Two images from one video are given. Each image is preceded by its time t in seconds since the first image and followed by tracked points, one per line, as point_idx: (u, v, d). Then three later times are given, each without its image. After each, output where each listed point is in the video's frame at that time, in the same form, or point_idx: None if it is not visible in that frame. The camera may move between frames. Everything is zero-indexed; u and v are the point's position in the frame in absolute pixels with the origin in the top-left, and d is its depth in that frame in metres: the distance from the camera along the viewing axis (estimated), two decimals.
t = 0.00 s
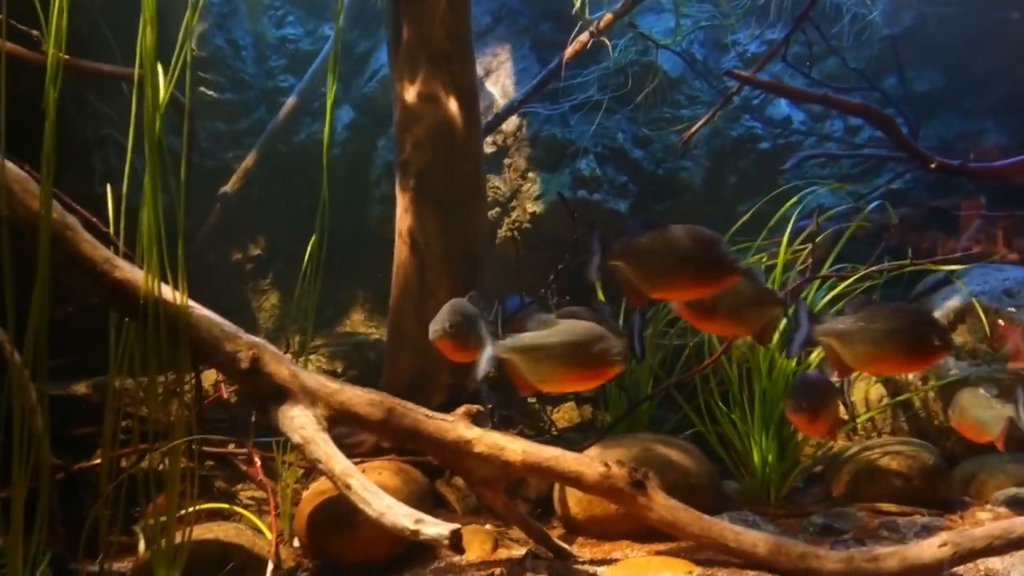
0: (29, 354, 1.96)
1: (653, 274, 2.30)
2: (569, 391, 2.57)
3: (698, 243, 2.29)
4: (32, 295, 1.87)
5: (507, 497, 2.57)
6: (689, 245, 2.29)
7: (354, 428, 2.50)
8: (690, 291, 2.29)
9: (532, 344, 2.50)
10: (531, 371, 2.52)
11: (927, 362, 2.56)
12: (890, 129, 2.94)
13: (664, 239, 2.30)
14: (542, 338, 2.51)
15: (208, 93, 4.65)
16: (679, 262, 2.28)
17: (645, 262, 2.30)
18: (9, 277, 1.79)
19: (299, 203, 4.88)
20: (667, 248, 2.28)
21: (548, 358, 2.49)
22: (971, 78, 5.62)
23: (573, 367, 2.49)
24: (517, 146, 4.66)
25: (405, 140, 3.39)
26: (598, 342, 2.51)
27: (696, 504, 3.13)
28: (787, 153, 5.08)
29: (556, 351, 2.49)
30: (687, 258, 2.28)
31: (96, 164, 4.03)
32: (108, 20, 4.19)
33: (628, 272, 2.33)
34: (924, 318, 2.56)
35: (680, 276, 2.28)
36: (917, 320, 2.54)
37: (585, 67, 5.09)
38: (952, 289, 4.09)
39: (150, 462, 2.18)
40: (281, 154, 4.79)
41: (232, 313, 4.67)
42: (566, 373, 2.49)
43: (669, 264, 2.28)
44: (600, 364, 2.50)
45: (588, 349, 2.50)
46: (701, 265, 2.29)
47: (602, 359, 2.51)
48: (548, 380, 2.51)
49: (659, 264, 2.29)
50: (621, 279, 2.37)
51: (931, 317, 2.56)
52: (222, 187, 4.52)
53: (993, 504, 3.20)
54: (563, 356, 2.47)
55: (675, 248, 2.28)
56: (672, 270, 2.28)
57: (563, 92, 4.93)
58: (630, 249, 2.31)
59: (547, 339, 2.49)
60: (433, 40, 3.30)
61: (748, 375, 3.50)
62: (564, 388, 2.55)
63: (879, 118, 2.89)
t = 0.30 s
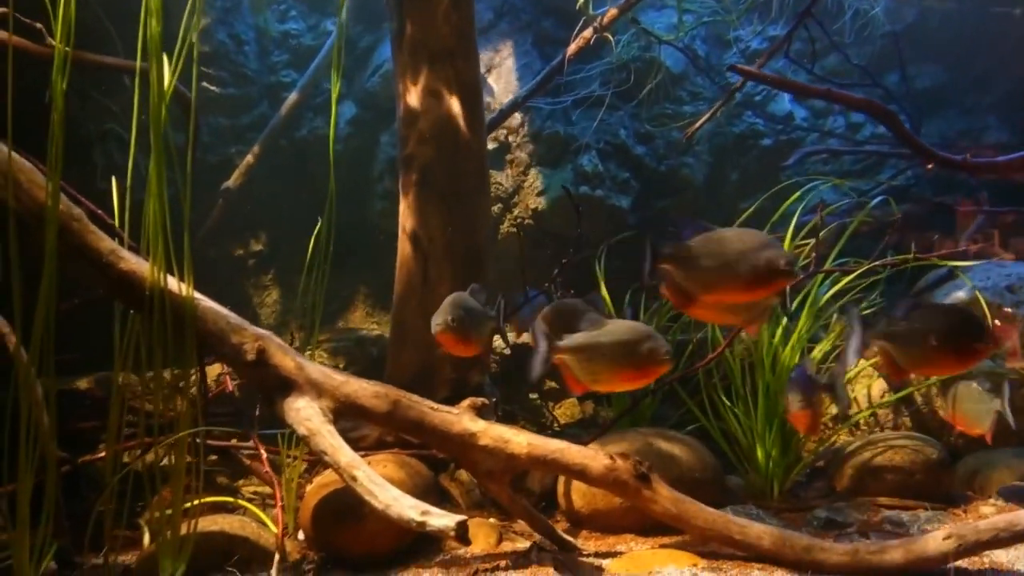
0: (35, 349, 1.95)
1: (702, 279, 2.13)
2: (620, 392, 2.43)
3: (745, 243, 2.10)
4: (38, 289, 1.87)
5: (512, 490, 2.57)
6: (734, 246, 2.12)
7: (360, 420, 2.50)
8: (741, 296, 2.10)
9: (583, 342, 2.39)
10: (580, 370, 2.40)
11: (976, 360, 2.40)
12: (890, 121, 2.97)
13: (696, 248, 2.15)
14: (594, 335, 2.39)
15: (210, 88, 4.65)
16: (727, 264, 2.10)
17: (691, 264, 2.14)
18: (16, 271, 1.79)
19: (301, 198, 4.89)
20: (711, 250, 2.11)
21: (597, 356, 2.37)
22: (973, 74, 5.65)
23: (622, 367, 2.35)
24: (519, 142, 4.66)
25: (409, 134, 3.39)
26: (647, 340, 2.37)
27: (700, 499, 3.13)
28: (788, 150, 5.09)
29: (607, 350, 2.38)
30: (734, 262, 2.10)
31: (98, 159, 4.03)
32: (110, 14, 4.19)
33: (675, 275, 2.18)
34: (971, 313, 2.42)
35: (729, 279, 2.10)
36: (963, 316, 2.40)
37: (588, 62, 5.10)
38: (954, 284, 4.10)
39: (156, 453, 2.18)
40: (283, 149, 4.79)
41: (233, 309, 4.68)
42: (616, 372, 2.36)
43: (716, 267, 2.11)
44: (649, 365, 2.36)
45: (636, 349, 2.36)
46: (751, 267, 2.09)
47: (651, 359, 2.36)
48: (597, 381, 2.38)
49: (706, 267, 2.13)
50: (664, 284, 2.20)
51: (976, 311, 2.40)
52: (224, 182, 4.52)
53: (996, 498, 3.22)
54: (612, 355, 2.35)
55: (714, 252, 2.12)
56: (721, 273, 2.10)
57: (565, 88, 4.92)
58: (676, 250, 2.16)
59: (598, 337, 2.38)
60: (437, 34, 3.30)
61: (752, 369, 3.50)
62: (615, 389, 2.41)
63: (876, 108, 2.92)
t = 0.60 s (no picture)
0: (40, 344, 1.96)
1: (757, 284, 2.14)
2: (666, 393, 2.44)
3: (800, 247, 2.10)
4: (44, 281, 1.87)
5: (517, 485, 2.56)
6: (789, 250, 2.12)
7: (365, 414, 2.49)
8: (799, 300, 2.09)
9: (629, 345, 2.38)
10: (626, 372, 2.40)
11: None
12: (894, 117, 3.00)
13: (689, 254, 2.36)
14: (641, 337, 2.38)
15: (213, 83, 4.65)
16: (784, 269, 2.09)
17: (748, 269, 2.15)
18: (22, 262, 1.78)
19: (304, 195, 4.89)
20: (766, 255, 2.13)
21: (644, 359, 2.36)
22: (975, 73, 5.70)
23: (667, 370, 2.36)
24: (522, 139, 4.66)
25: (412, 129, 3.38)
26: (693, 340, 2.37)
27: (703, 494, 3.13)
28: (790, 148, 5.10)
29: (653, 353, 2.38)
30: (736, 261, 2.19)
31: (100, 153, 4.02)
32: (114, 9, 4.18)
33: (730, 281, 2.21)
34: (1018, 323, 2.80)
35: (786, 284, 2.09)
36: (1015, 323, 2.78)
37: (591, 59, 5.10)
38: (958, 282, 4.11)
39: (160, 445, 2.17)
40: (285, 145, 4.79)
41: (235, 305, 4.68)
42: (663, 375, 2.36)
43: (771, 272, 2.11)
44: (694, 369, 2.36)
45: (682, 352, 2.36)
46: (808, 271, 2.08)
47: (696, 362, 2.36)
48: (643, 383, 2.39)
49: (762, 273, 2.14)
50: (723, 289, 2.23)
51: None
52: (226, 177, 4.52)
53: (999, 496, 3.23)
54: (659, 358, 2.35)
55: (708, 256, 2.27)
56: (777, 277, 2.10)
57: (568, 85, 4.93)
58: (732, 256, 2.20)
59: (645, 340, 2.38)
60: (442, 29, 3.28)
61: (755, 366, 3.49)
62: (660, 390, 2.41)
63: (878, 105, 2.93)
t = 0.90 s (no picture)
0: (44, 335, 1.95)
1: (808, 288, 2.22)
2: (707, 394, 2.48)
3: (849, 254, 2.18)
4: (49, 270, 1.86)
5: (521, 479, 2.55)
6: (840, 255, 2.20)
7: (369, 407, 2.48)
8: (850, 303, 2.18)
9: (672, 348, 2.43)
10: (669, 374, 2.44)
11: None
12: (898, 115, 3.00)
13: (678, 249, 2.62)
14: (684, 340, 2.42)
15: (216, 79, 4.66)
16: (833, 275, 2.17)
17: (799, 273, 2.22)
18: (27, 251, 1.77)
19: (307, 191, 4.91)
20: (815, 260, 2.21)
21: (686, 361, 2.41)
22: (978, 74, 5.73)
23: (710, 371, 2.40)
24: (525, 138, 4.65)
25: (417, 124, 3.38)
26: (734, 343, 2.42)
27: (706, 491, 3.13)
28: (792, 148, 5.11)
29: (696, 355, 2.42)
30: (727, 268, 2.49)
31: (103, 147, 4.02)
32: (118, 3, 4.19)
33: (779, 283, 2.28)
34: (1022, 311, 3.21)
35: (836, 288, 2.18)
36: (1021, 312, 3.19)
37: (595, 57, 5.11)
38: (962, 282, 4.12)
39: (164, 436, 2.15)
40: (288, 141, 4.81)
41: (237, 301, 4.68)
42: (706, 377, 2.40)
43: (821, 276, 2.19)
44: (737, 371, 2.40)
45: (724, 353, 2.40)
46: (857, 275, 2.17)
47: (738, 363, 2.40)
48: (685, 384, 2.43)
49: (813, 277, 2.21)
50: (775, 292, 2.30)
51: None
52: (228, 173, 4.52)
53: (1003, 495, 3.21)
54: (702, 360, 2.39)
55: (692, 254, 2.58)
56: (828, 282, 2.18)
57: (571, 83, 4.94)
58: (784, 259, 2.27)
59: (690, 342, 2.41)
60: (447, 24, 3.29)
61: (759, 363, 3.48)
62: (702, 392, 2.45)
63: (882, 102, 2.93)
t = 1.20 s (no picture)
0: (64, 330, 1.96)
1: (870, 297, 2.11)
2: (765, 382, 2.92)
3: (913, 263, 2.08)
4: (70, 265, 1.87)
5: (534, 476, 2.55)
6: (904, 263, 2.10)
7: (384, 402, 2.49)
8: (911, 314, 2.09)
9: (738, 358, 2.79)
10: (743, 378, 2.81)
11: None
12: (914, 114, 2.98)
13: (675, 245, 2.60)
14: (743, 346, 2.80)
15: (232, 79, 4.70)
16: (899, 285, 2.07)
17: (861, 280, 2.12)
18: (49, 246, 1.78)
19: (321, 191, 4.94)
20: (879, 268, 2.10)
21: (754, 363, 2.79)
22: (992, 75, 5.74)
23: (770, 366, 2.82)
24: (538, 138, 4.65)
25: (431, 122, 3.38)
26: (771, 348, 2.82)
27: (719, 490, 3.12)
28: (805, 149, 5.10)
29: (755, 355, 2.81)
30: (733, 264, 2.54)
31: (119, 147, 4.06)
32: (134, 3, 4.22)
33: (841, 291, 2.17)
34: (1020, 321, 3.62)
35: (901, 299, 2.08)
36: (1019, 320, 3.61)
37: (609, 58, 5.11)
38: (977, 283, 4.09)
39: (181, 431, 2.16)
40: (302, 141, 4.83)
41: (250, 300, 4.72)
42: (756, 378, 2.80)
43: (886, 286, 2.08)
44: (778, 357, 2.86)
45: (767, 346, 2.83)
46: (922, 286, 2.08)
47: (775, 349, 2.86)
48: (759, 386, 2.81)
49: (876, 285, 2.11)
50: (833, 299, 2.19)
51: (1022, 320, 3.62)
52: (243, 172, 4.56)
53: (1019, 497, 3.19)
54: (766, 359, 2.79)
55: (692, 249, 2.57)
56: (892, 292, 2.08)
57: (585, 84, 4.94)
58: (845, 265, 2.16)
59: (750, 348, 2.80)
60: (461, 23, 3.29)
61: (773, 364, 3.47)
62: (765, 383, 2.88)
63: (899, 102, 2.91)
